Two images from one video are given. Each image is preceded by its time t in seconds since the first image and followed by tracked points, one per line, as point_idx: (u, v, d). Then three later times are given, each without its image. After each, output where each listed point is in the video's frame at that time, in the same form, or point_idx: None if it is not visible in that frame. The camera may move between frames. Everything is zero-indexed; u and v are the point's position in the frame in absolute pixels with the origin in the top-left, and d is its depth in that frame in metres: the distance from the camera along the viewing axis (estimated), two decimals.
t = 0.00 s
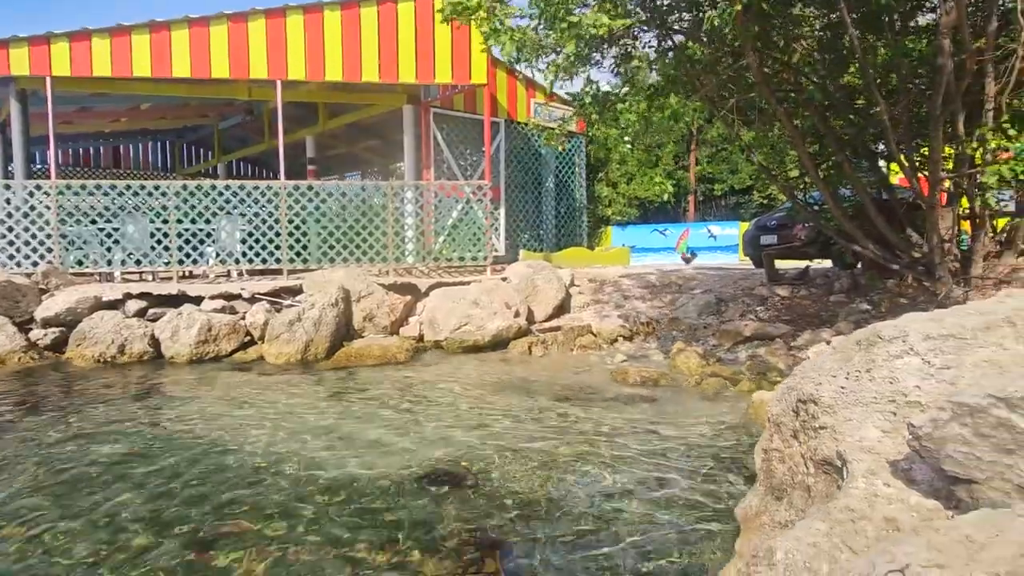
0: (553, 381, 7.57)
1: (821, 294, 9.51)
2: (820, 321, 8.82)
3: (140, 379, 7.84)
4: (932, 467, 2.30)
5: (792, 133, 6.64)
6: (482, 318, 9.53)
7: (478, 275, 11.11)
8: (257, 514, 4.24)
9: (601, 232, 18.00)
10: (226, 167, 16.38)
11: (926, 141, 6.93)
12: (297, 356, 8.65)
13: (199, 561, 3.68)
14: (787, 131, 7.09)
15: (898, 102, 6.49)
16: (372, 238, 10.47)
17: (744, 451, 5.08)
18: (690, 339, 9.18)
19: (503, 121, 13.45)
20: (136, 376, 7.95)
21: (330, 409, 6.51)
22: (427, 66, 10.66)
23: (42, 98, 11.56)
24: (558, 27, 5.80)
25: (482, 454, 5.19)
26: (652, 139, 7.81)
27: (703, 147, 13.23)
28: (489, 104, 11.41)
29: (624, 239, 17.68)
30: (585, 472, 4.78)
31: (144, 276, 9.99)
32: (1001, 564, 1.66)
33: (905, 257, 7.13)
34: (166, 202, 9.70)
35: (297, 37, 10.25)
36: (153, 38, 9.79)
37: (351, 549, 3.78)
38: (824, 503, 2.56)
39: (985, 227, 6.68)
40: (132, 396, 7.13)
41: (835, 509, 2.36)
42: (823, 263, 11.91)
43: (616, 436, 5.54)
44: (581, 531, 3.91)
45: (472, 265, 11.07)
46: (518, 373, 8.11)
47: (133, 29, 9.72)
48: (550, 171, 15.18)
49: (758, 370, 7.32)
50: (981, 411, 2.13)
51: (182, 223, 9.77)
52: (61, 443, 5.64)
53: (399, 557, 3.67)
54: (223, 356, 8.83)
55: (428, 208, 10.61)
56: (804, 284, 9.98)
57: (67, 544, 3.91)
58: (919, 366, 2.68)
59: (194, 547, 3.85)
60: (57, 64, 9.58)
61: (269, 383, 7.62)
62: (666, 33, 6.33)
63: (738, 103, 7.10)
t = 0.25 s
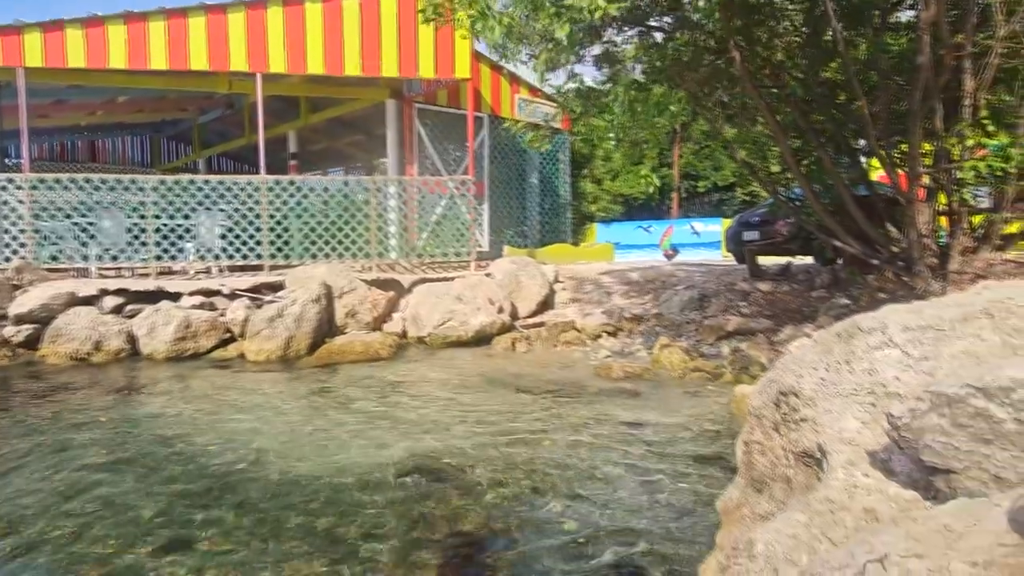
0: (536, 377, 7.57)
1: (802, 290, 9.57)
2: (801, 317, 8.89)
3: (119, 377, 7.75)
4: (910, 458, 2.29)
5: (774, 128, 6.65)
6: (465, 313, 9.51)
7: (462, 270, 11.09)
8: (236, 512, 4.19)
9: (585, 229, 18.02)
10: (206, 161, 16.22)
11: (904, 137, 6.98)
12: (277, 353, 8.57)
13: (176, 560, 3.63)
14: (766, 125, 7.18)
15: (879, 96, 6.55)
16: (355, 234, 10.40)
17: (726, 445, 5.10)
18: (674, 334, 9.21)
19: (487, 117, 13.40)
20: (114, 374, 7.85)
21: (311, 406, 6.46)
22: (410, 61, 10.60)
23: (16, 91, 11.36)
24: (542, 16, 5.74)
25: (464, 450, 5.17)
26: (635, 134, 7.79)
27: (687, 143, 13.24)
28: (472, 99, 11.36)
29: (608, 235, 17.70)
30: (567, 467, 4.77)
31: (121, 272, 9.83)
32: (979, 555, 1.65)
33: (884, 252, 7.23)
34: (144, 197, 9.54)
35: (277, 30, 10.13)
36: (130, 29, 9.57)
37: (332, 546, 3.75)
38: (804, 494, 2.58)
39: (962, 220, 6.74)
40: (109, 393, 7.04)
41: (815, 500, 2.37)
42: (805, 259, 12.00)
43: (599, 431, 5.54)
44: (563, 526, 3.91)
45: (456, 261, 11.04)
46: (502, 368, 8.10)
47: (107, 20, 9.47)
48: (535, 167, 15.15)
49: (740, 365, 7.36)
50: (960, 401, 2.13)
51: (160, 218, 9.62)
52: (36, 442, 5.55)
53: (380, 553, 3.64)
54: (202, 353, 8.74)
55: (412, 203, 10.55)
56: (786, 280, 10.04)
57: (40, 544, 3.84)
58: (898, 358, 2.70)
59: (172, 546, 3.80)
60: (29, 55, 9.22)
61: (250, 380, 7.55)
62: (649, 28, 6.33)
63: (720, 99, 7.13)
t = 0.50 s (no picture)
0: (517, 373, 7.55)
1: (781, 285, 9.64)
2: (780, 311, 8.95)
3: (93, 376, 7.61)
4: (890, 450, 2.33)
5: (754, 123, 6.66)
6: (446, 310, 9.46)
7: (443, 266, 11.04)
8: (213, 512, 4.13)
9: (567, 225, 18.02)
10: (180, 156, 16.00)
11: (880, 135, 7.03)
12: (254, 351, 8.46)
13: (152, 560, 3.57)
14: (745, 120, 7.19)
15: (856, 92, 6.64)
16: (334, 229, 10.30)
17: (707, 439, 5.11)
18: (654, 329, 9.23)
19: (468, 112, 13.32)
20: (88, 373, 7.73)
21: (289, 404, 6.39)
22: (389, 55, 10.51)
23: None
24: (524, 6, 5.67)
25: (445, 446, 5.14)
26: (616, 128, 7.76)
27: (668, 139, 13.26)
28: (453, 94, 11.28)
29: (589, 232, 17.75)
30: (548, 462, 4.76)
31: (92, 267, 9.67)
32: (961, 546, 1.67)
33: (862, 247, 7.24)
34: (116, 191, 9.37)
35: (253, 22, 9.98)
36: (100, 19, 9.37)
37: (311, 544, 3.70)
38: (785, 488, 2.57)
39: (936, 216, 6.72)
40: (82, 393, 6.90)
41: (795, 494, 2.35)
42: (783, 254, 12.08)
43: (580, 426, 5.54)
44: (544, 521, 3.88)
45: (437, 257, 10.96)
46: (482, 364, 8.08)
47: (77, 10, 9.30)
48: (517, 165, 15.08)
49: (721, 360, 7.39)
50: (939, 392, 2.11)
51: (133, 214, 9.46)
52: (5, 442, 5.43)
53: (360, 551, 3.59)
54: (177, 351, 8.59)
55: (391, 198, 10.45)
56: (765, 275, 10.10)
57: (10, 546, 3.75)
58: (877, 351, 2.72)
59: (146, 546, 3.72)
60: None
61: (228, 378, 7.46)
62: (629, 22, 6.30)
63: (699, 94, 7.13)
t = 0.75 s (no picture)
0: (498, 370, 7.51)
1: (762, 282, 9.66)
2: (761, 308, 8.97)
3: (64, 376, 7.46)
4: (869, 449, 2.31)
5: (734, 119, 6.65)
6: (427, 307, 9.40)
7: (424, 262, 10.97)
8: (186, 514, 4.04)
9: (550, 222, 17.99)
10: (155, 150, 15.76)
11: (858, 133, 7.05)
12: (230, 349, 8.37)
13: (123, 564, 3.49)
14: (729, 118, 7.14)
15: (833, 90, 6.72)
16: (313, 225, 10.19)
17: (686, 437, 5.09)
18: (635, 326, 9.21)
19: (450, 106, 13.22)
20: (60, 373, 7.57)
21: (265, 404, 6.30)
22: (369, 49, 10.40)
23: None
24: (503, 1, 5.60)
25: (424, 445, 5.08)
26: (597, 127, 7.71)
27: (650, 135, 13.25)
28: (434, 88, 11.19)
29: (573, 228, 17.76)
30: (528, 462, 4.71)
31: (61, 263, 9.46)
32: (940, 547, 1.65)
33: (841, 244, 7.27)
34: (87, 185, 9.21)
35: (228, 13, 9.82)
36: (68, 8, 9.22)
37: (287, 547, 3.63)
38: (763, 486, 2.54)
39: (915, 213, 6.76)
40: (53, 394, 6.76)
41: (773, 493, 2.32)
42: (764, 251, 12.13)
43: (561, 424, 5.50)
44: (523, 522, 3.84)
45: (419, 252, 10.89)
46: (463, 362, 8.02)
47: None
48: (500, 161, 14.99)
49: (702, 357, 7.38)
50: (918, 390, 2.09)
51: (103, 209, 9.29)
52: None
53: (336, 555, 3.53)
54: (150, 350, 8.50)
55: (372, 193, 10.35)
56: (746, 272, 10.12)
57: None
58: (856, 347, 2.71)
59: (116, 550, 3.64)
60: None
61: (204, 378, 7.34)
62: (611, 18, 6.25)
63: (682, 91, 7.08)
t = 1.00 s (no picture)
0: (482, 371, 7.47)
1: (745, 283, 9.70)
2: (744, 309, 9.01)
3: (40, 378, 7.34)
4: (854, 448, 2.32)
5: (717, 119, 6.66)
6: (411, 307, 9.35)
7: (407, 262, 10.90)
8: (165, 519, 3.98)
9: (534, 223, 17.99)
10: (133, 148, 15.57)
11: (840, 134, 7.08)
12: (209, 350, 8.25)
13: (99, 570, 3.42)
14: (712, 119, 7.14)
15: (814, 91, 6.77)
16: (295, 224, 10.09)
17: (671, 438, 5.08)
18: (619, 327, 9.21)
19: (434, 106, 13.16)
20: (35, 375, 7.45)
21: (246, 406, 6.23)
22: (352, 47, 10.35)
23: None
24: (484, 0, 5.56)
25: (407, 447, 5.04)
26: (580, 128, 7.69)
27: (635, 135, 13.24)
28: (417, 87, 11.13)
29: (557, 229, 17.74)
30: (512, 463, 4.69)
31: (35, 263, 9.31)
32: (929, 548, 1.65)
33: (823, 244, 7.31)
34: (60, 183, 9.04)
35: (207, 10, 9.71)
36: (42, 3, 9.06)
37: (267, 551, 3.59)
38: (748, 487, 2.53)
39: (895, 214, 6.82)
40: (28, 396, 6.65)
41: (759, 494, 2.31)
42: (748, 252, 12.16)
43: (545, 425, 5.48)
44: (506, 524, 3.81)
45: (402, 252, 10.82)
46: (446, 362, 7.98)
47: None
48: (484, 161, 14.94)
49: (686, 357, 7.39)
50: (903, 389, 2.07)
51: (78, 207, 9.14)
52: None
53: (318, 558, 3.49)
54: (125, 352, 8.37)
55: (355, 193, 10.28)
56: (730, 273, 10.15)
57: None
58: (841, 346, 2.70)
59: (93, 555, 3.57)
60: None
61: (184, 380, 7.25)
62: (596, 19, 6.23)
63: (665, 93, 7.08)
